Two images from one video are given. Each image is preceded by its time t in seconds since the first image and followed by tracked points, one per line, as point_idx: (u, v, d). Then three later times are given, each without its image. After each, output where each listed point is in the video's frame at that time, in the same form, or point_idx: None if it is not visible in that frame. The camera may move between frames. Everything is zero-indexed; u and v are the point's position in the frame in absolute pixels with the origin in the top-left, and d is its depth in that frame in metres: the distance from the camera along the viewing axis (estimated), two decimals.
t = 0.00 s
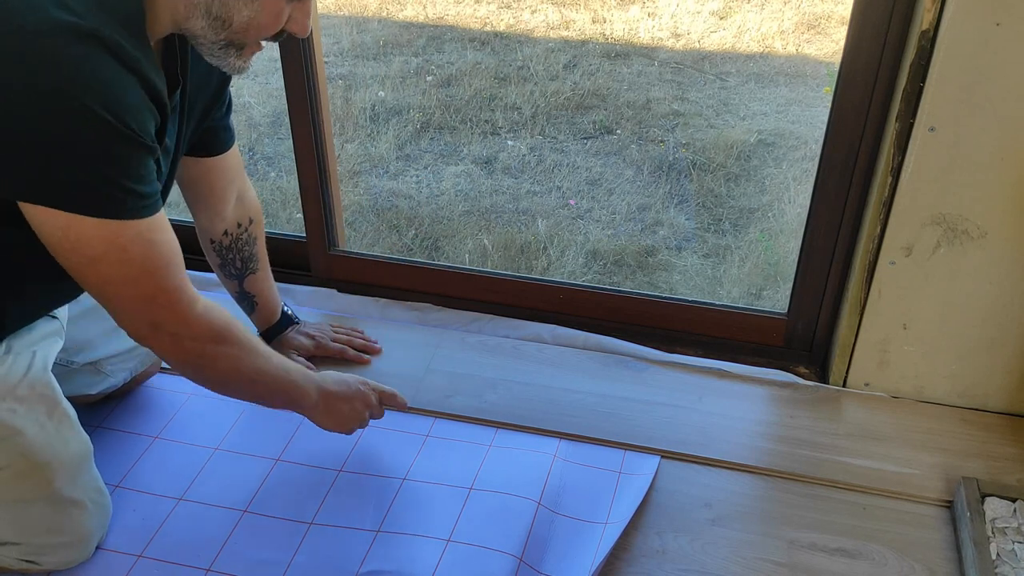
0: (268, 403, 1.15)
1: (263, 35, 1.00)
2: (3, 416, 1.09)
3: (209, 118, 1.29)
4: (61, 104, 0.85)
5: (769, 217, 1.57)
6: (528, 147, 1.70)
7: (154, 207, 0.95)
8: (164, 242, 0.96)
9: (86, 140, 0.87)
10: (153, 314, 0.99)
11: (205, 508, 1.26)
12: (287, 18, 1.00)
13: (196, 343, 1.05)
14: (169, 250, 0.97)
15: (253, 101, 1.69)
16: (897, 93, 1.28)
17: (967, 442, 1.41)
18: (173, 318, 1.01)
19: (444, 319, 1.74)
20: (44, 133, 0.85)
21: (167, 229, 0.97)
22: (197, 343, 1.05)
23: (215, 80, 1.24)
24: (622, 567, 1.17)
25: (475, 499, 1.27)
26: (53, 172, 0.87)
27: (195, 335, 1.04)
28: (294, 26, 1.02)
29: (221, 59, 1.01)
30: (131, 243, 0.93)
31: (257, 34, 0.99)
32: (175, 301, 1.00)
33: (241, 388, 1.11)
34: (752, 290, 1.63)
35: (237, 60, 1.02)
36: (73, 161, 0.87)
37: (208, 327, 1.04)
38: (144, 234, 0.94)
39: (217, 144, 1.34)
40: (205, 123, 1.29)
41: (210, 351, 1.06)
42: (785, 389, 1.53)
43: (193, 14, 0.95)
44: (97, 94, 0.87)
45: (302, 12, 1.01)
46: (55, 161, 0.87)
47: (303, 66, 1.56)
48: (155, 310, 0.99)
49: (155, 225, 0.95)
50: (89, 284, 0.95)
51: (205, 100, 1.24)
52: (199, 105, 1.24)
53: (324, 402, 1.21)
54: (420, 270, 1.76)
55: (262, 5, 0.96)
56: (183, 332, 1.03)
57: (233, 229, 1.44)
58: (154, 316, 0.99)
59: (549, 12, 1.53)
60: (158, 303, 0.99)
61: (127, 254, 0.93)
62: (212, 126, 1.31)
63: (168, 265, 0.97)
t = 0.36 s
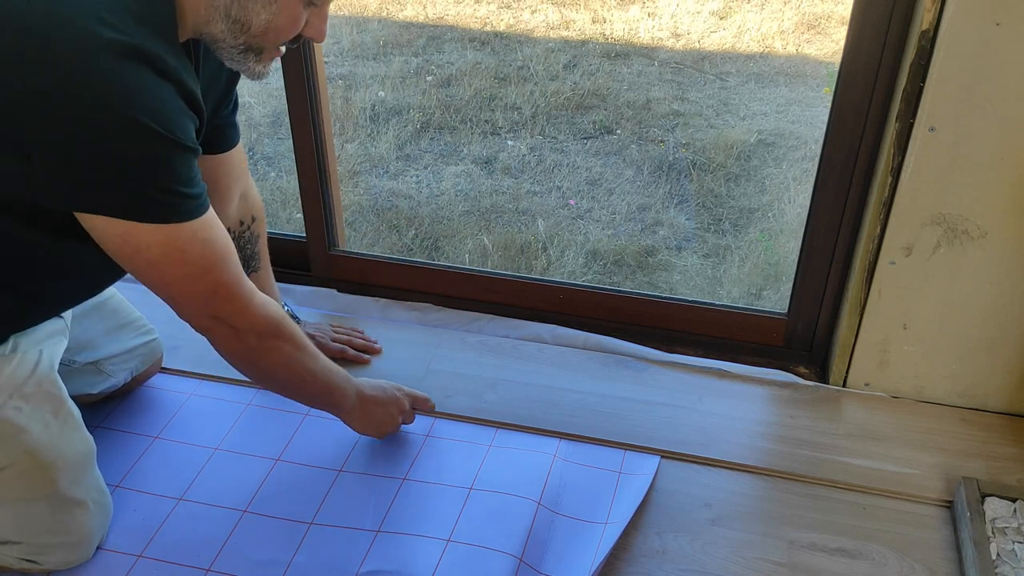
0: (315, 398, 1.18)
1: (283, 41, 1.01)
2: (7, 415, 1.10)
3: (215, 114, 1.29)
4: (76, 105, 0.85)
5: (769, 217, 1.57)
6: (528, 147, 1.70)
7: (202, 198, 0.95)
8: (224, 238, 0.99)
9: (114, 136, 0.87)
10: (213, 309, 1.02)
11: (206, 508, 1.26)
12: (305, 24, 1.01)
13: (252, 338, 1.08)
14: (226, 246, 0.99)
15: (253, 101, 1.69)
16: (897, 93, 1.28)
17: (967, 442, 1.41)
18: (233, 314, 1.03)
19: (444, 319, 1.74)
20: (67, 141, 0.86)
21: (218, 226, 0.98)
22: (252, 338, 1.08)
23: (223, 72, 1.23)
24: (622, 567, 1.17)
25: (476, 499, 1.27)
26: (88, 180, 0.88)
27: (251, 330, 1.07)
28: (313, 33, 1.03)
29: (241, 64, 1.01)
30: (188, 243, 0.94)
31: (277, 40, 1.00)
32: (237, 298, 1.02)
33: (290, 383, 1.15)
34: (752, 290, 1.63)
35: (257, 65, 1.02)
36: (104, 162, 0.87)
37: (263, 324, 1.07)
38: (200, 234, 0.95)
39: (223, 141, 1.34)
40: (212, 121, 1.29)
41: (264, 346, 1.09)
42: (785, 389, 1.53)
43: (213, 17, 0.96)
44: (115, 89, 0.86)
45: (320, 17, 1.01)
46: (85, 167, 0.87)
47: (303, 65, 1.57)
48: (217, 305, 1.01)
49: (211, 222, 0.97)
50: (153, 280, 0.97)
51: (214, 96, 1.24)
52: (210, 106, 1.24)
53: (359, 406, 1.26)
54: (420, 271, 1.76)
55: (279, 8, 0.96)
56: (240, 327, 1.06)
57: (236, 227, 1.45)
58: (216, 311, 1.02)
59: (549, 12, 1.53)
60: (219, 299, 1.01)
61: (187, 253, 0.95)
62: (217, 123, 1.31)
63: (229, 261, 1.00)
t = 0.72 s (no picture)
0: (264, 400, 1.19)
1: (283, 38, 1.01)
2: (6, 416, 1.09)
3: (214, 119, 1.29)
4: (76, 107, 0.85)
5: (769, 217, 1.57)
6: (528, 147, 1.70)
7: (169, 206, 0.96)
8: (175, 249, 0.98)
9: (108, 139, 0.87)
10: (155, 322, 1.02)
11: (205, 508, 1.26)
12: (305, 20, 1.00)
13: (196, 348, 1.08)
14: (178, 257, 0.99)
15: (253, 101, 1.68)
16: (897, 93, 1.28)
17: (967, 442, 1.41)
18: (175, 327, 1.03)
19: (444, 319, 1.73)
20: (65, 143, 0.86)
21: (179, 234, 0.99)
22: (196, 348, 1.08)
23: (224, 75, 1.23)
24: (622, 567, 1.17)
25: (476, 499, 1.27)
26: (83, 183, 0.88)
27: (199, 339, 1.07)
28: (314, 30, 1.03)
29: (242, 61, 1.01)
30: (146, 253, 0.95)
31: (276, 37, 1.00)
32: (182, 309, 1.02)
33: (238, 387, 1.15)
34: (752, 290, 1.63)
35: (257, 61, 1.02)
36: (97, 165, 0.88)
37: (209, 332, 1.07)
38: (156, 242, 0.95)
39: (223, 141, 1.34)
40: (212, 121, 1.29)
41: (209, 355, 1.09)
42: (785, 389, 1.53)
43: (212, 14, 0.96)
44: (115, 92, 0.87)
45: (320, 15, 1.01)
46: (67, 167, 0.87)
47: (303, 66, 1.56)
48: (159, 318, 1.01)
49: (171, 232, 0.97)
50: (97, 293, 0.97)
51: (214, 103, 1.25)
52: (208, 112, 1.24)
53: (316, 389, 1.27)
54: (420, 271, 1.75)
55: (279, 3, 0.96)
56: (184, 339, 1.06)
57: (236, 227, 1.44)
58: (157, 324, 1.02)
59: (549, 12, 1.53)
60: (167, 310, 1.01)
61: (142, 262, 0.95)
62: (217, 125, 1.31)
63: (176, 273, 0.99)
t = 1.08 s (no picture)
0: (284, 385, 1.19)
1: (270, 42, 1.00)
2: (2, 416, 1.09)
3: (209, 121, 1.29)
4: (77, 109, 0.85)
5: (769, 217, 1.57)
6: (528, 147, 1.69)
7: (171, 203, 0.96)
8: (184, 239, 0.98)
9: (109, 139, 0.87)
10: (171, 311, 1.02)
11: (205, 508, 1.26)
12: (292, 25, 0.99)
13: (213, 334, 1.08)
14: (187, 248, 0.99)
15: (253, 101, 1.68)
16: (898, 93, 1.28)
17: (968, 442, 1.41)
18: (191, 316, 1.03)
19: (444, 319, 1.73)
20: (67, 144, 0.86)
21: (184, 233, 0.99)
22: (213, 335, 1.08)
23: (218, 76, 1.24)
24: (622, 568, 1.17)
25: (475, 499, 1.26)
26: (84, 183, 0.88)
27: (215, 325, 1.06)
28: (302, 34, 1.02)
29: (229, 65, 1.01)
30: (152, 248, 0.95)
31: (263, 41, 0.99)
32: (197, 298, 1.02)
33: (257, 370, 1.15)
34: (752, 290, 1.63)
35: (245, 65, 1.01)
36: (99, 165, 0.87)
37: (225, 319, 1.07)
38: (160, 240, 0.95)
39: (217, 143, 1.34)
40: (206, 122, 1.29)
41: (227, 341, 1.09)
42: (785, 389, 1.53)
43: (198, 18, 0.96)
44: (114, 96, 0.87)
45: (307, 20, 1.00)
46: (70, 169, 0.87)
47: (303, 67, 1.56)
48: (174, 307, 1.01)
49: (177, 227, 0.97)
50: (111, 285, 0.98)
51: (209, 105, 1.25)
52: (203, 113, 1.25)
53: (335, 374, 1.26)
54: (420, 271, 1.75)
55: (263, 8, 0.95)
56: (201, 327, 1.05)
57: (233, 227, 1.44)
58: (173, 313, 1.02)
59: (549, 12, 1.53)
60: (181, 299, 1.01)
61: (150, 256, 0.95)
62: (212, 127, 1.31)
63: (188, 262, 0.99)
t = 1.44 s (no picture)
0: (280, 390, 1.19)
1: (256, 39, 0.97)
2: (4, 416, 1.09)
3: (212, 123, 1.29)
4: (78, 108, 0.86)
5: (769, 217, 1.57)
6: (528, 147, 1.70)
7: (176, 202, 0.96)
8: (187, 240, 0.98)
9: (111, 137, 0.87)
10: (173, 315, 1.02)
11: (205, 507, 1.26)
12: (281, 24, 0.96)
13: (216, 338, 1.08)
14: (192, 249, 0.99)
15: (253, 101, 1.68)
16: (897, 93, 1.28)
17: (967, 442, 1.41)
18: (194, 319, 1.03)
19: (444, 319, 1.73)
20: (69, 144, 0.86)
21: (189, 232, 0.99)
22: (215, 339, 1.08)
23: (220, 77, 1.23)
24: (623, 567, 1.17)
25: (475, 499, 1.27)
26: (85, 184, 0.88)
27: (218, 329, 1.07)
28: (292, 39, 0.98)
29: (211, 61, 0.97)
30: (158, 249, 0.95)
31: (248, 35, 0.96)
32: (202, 301, 1.02)
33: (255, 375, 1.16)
34: (752, 290, 1.63)
35: (229, 61, 0.98)
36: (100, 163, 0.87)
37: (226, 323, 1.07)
38: (166, 240, 0.95)
39: (216, 143, 1.34)
40: (209, 123, 1.29)
41: (229, 346, 1.09)
42: (785, 389, 1.53)
43: (185, 6, 0.93)
44: (114, 95, 0.87)
45: (298, 20, 0.96)
46: (74, 169, 0.87)
47: (303, 66, 1.57)
48: (178, 310, 1.01)
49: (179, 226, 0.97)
50: (116, 288, 0.98)
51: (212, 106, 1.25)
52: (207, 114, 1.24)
53: (335, 379, 1.27)
54: (420, 271, 1.75)
55: None
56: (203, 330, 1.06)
57: (234, 227, 1.45)
58: (177, 316, 1.02)
59: (549, 12, 1.53)
60: (186, 302, 1.01)
61: (154, 258, 0.95)
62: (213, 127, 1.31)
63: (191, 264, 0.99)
